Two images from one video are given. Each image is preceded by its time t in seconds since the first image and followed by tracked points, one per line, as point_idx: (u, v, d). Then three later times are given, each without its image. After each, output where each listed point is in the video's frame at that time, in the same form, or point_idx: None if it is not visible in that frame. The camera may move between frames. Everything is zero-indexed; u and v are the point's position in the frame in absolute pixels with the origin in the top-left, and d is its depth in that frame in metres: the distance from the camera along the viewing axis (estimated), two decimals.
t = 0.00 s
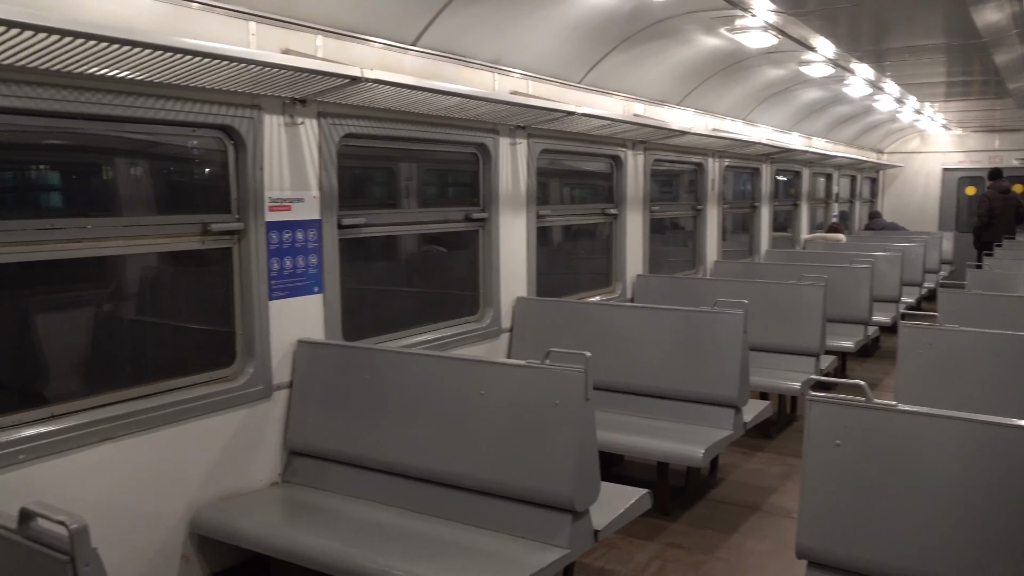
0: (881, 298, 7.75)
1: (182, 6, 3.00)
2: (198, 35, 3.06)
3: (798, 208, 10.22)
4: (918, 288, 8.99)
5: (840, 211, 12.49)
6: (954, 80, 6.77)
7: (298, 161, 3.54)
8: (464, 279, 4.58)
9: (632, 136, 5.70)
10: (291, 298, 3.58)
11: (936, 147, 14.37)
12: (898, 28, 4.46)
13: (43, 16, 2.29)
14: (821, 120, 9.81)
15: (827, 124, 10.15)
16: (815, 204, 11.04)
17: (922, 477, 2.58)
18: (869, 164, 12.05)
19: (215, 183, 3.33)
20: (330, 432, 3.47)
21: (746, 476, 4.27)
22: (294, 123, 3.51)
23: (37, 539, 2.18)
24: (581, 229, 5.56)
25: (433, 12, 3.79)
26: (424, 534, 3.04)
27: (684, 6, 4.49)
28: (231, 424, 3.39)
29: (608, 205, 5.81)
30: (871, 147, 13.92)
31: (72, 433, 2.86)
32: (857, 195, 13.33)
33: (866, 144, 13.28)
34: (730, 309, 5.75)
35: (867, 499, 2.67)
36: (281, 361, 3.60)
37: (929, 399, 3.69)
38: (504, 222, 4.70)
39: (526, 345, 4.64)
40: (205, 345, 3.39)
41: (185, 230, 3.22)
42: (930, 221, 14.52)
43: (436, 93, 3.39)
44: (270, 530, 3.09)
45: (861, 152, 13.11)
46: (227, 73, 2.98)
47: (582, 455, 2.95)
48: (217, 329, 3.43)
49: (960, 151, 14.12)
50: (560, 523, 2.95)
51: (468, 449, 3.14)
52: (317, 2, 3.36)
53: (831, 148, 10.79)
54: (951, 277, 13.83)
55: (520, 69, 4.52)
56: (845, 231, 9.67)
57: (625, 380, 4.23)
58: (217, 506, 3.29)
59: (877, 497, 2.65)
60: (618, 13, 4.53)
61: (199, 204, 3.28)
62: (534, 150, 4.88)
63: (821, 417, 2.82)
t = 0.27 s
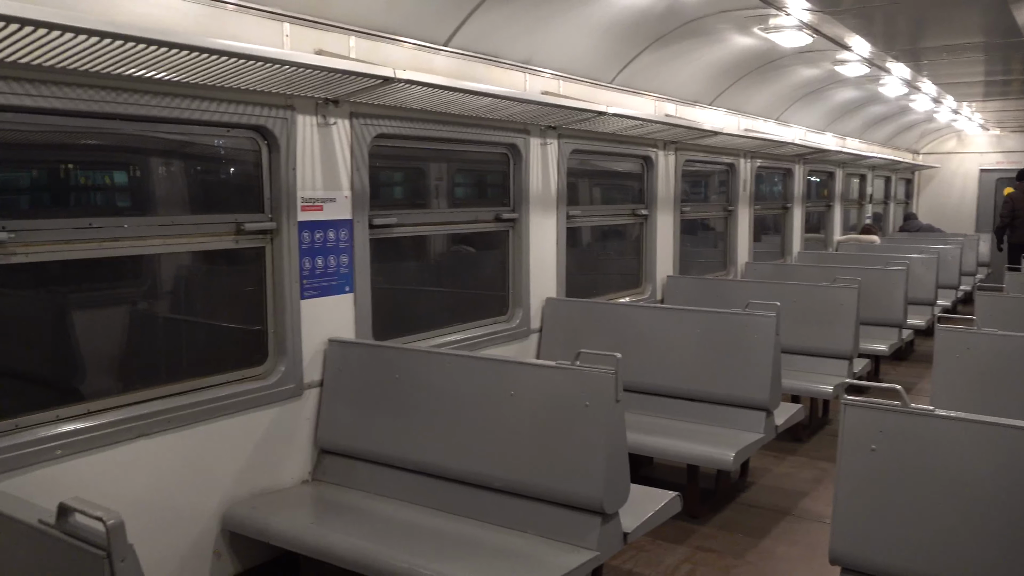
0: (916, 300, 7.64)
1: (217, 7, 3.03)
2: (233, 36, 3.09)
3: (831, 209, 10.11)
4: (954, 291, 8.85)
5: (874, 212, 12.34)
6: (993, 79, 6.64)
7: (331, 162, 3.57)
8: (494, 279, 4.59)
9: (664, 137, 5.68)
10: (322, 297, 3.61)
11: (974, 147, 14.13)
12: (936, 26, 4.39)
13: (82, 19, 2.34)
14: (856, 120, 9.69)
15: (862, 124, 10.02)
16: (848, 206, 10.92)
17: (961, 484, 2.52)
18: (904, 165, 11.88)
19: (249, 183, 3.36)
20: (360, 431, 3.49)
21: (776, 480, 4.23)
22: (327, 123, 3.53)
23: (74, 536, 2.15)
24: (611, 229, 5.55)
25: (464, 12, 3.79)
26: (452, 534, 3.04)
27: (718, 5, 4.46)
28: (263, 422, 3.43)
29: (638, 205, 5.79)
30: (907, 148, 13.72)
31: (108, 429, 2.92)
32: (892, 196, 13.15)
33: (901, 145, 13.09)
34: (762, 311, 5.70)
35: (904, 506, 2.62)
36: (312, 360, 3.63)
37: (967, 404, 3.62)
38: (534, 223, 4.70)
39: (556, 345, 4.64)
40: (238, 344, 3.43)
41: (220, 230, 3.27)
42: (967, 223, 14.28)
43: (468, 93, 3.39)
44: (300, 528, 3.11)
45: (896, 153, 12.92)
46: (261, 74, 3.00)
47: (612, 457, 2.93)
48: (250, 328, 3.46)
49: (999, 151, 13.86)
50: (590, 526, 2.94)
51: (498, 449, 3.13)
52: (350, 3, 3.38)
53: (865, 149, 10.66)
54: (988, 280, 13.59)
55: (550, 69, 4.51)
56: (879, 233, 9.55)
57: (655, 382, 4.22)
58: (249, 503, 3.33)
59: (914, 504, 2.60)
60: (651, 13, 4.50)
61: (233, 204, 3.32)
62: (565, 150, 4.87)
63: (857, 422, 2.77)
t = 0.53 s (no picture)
0: (948, 302, 7.54)
1: (246, 12, 3.07)
2: (263, 41, 3.13)
3: (860, 209, 10.00)
4: (988, 291, 8.72)
5: (904, 212, 12.21)
6: None
7: (359, 165, 3.59)
8: (522, 281, 4.59)
9: (691, 137, 5.66)
10: (351, 300, 3.64)
11: (1006, 146, 13.94)
12: (969, 23, 4.32)
13: (115, 25, 2.38)
14: (886, 118, 9.59)
15: (892, 123, 9.92)
16: (879, 206, 10.81)
17: (1002, 490, 2.47)
18: (936, 164, 11.73)
19: (278, 186, 3.40)
20: (388, 433, 3.50)
21: (807, 484, 4.20)
22: (356, 126, 3.56)
23: (110, 538, 2.11)
24: (639, 230, 5.55)
25: (491, 14, 3.80)
26: (481, 536, 3.04)
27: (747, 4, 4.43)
28: (293, 424, 3.46)
29: (666, 206, 5.77)
30: (937, 147, 13.56)
31: (140, 429, 2.98)
32: (923, 196, 12.99)
33: (931, 144, 12.94)
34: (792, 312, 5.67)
35: (942, 511, 2.58)
36: (341, 362, 3.65)
37: (1005, 407, 3.56)
38: (561, 224, 4.72)
39: (583, 347, 4.64)
40: (268, 345, 3.47)
41: (250, 233, 3.32)
42: (999, 223, 14.08)
43: (494, 96, 3.39)
44: (329, 530, 3.12)
45: (926, 152, 12.78)
46: (290, 78, 3.03)
47: (642, 460, 2.92)
48: (279, 330, 3.51)
49: None
50: (620, 529, 2.92)
51: (526, 451, 3.13)
52: (377, 7, 3.40)
53: (896, 148, 10.55)
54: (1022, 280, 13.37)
55: (576, 71, 4.52)
56: (910, 233, 9.46)
57: (683, 384, 4.20)
58: (279, 505, 3.35)
59: (952, 509, 2.56)
60: (679, 13, 4.49)
61: (263, 208, 3.36)
62: (592, 151, 4.88)
63: (893, 425, 2.72)
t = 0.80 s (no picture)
0: (994, 304, 7.40)
1: (287, 17, 3.10)
2: (304, 45, 3.16)
3: (902, 210, 9.85)
4: None
5: (947, 213, 12.00)
6: None
7: (398, 168, 3.62)
8: (559, 284, 4.59)
9: (730, 138, 5.62)
10: (391, 302, 3.67)
11: None
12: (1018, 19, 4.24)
13: (161, 31, 2.42)
14: (929, 117, 9.44)
15: (934, 122, 9.76)
16: (920, 207, 10.64)
17: None
18: (980, 164, 11.52)
19: (318, 190, 3.44)
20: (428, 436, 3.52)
21: (851, 490, 4.16)
22: (394, 130, 3.58)
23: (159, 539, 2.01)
24: (677, 232, 5.52)
25: (530, 16, 3.80)
26: (522, 540, 3.04)
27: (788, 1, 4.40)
28: (333, 426, 3.49)
29: (704, 208, 5.73)
30: (980, 146, 13.31)
31: (183, 432, 3.02)
32: (966, 197, 12.75)
33: (974, 143, 12.71)
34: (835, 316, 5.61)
35: (995, 520, 2.58)
36: (381, 365, 3.68)
37: None
38: (598, 227, 4.71)
39: (621, 350, 4.63)
40: (309, 348, 3.51)
41: (291, 237, 3.36)
42: None
43: (533, 98, 3.38)
44: (369, 533, 3.13)
45: (969, 151, 12.55)
46: (331, 82, 3.05)
47: (685, 465, 2.89)
48: (320, 333, 3.54)
49: None
50: (662, 535, 2.89)
51: (566, 455, 3.13)
52: (417, 10, 3.42)
53: (938, 147, 10.38)
54: None
55: (613, 72, 4.50)
56: (952, 234, 9.30)
57: (725, 388, 4.23)
58: (320, 507, 3.38)
59: (1006, 518, 2.56)
60: (719, 13, 4.46)
61: (304, 211, 3.40)
62: (629, 153, 4.87)
63: (943, 432, 2.73)
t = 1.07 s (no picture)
0: None
1: (322, 23, 3.15)
2: (338, 51, 3.21)
3: (940, 215, 9.69)
4: None
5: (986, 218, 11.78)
6: None
7: (431, 173, 3.63)
8: (590, 289, 4.57)
9: (765, 142, 5.59)
10: (423, 306, 3.68)
11: None
12: None
13: (200, 38, 2.44)
14: (969, 120, 9.28)
15: (974, 125, 9.59)
16: (959, 212, 10.46)
17: None
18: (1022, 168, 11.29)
19: (353, 195, 3.46)
20: (460, 440, 3.52)
21: (888, 500, 4.11)
22: (428, 134, 3.60)
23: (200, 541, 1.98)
24: (711, 237, 5.48)
25: (563, 20, 3.81)
26: (553, 546, 3.02)
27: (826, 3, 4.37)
28: (366, 430, 3.51)
29: (738, 213, 5.70)
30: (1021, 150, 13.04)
31: (218, 435, 3.05)
32: (1006, 202, 12.50)
33: (1015, 146, 12.46)
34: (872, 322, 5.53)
35: None
36: (413, 369, 3.70)
37: None
38: (631, 231, 4.69)
39: (654, 356, 4.61)
40: (343, 351, 3.53)
41: (325, 241, 3.39)
42: None
43: (567, 102, 3.37)
44: (401, 536, 3.14)
45: (1010, 155, 12.30)
46: (366, 87, 3.06)
47: (720, 473, 2.85)
48: (354, 337, 3.56)
49: None
50: (696, 543, 2.86)
51: (599, 461, 3.11)
52: (451, 15, 3.44)
53: (978, 151, 10.19)
54: None
55: (646, 76, 4.48)
56: (992, 240, 9.13)
57: (757, 394, 4.19)
58: (352, 510, 3.40)
59: None
60: (755, 15, 4.43)
61: (338, 216, 3.42)
62: (663, 157, 4.86)
63: (988, 443, 2.67)
